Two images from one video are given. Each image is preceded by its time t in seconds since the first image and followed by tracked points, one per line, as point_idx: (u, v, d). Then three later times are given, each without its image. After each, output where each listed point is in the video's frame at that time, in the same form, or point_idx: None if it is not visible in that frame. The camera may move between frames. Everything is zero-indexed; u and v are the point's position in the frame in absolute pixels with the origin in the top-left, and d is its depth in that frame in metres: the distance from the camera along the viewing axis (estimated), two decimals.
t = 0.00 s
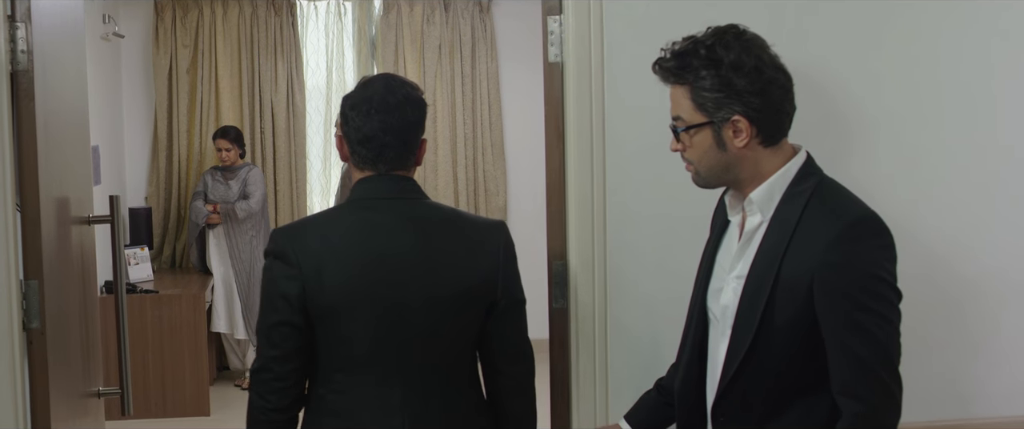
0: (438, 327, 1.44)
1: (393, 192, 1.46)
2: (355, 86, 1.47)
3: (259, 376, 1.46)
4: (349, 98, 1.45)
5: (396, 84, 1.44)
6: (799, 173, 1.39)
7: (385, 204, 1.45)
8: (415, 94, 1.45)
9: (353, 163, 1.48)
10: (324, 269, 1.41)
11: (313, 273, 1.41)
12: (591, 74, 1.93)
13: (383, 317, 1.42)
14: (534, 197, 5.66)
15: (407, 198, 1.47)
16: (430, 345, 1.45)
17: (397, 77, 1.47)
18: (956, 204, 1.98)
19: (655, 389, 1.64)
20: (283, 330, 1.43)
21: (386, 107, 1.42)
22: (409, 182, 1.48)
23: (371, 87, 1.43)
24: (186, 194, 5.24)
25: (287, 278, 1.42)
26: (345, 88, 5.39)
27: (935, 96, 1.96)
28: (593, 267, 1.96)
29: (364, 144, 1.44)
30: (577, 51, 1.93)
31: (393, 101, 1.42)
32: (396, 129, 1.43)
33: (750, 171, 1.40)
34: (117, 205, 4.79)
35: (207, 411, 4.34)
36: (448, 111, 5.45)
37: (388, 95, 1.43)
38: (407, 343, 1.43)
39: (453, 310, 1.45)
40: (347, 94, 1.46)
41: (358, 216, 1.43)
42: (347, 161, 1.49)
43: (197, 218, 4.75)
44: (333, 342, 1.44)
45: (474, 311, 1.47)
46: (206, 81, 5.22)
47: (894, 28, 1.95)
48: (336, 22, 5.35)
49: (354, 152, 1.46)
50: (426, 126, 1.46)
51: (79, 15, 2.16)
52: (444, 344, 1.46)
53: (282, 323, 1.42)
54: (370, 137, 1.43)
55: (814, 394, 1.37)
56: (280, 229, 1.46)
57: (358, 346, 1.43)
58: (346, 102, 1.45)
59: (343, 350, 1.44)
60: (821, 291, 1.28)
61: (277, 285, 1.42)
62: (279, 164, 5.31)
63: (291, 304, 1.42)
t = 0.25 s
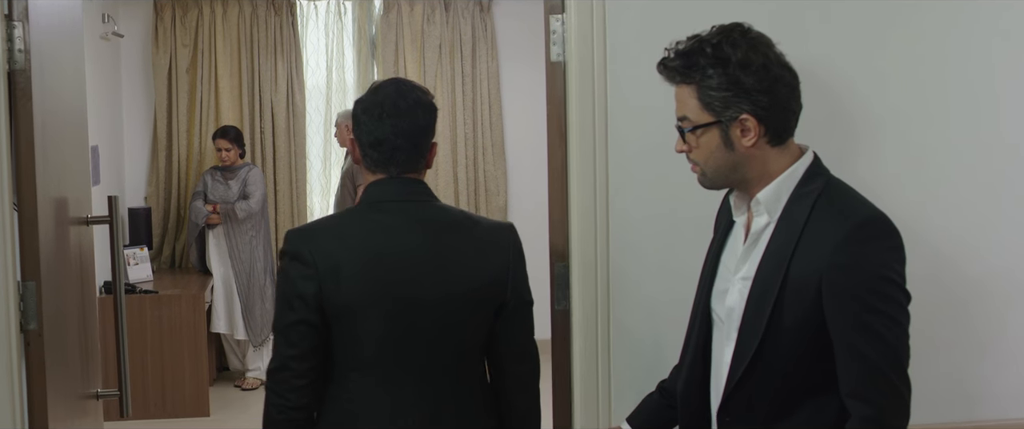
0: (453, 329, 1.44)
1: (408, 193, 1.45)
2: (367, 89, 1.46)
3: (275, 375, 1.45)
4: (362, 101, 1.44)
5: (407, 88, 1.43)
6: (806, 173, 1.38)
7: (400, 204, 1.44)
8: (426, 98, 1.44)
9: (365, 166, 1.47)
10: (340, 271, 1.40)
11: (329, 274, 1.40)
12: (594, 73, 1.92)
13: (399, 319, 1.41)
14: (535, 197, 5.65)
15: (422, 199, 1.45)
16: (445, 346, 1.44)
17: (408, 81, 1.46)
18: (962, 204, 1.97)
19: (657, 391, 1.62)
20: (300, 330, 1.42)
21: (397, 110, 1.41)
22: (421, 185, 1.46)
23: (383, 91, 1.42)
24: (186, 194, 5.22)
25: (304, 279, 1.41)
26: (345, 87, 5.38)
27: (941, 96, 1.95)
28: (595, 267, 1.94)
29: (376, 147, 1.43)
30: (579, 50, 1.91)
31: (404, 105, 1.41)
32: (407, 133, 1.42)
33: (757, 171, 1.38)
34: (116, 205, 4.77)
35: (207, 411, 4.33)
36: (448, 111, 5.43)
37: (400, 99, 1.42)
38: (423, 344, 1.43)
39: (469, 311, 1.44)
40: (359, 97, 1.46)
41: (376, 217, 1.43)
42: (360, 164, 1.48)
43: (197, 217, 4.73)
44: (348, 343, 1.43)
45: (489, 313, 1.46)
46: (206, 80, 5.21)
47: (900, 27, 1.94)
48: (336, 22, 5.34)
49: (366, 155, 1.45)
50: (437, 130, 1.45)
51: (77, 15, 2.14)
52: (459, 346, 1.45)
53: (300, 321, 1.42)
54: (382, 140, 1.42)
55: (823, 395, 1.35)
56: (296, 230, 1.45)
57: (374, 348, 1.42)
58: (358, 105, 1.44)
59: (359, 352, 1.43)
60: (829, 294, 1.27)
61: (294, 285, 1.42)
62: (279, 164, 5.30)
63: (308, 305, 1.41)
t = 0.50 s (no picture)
0: (472, 325, 1.46)
1: (425, 190, 1.48)
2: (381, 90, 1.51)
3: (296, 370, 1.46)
4: (376, 101, 1.49)
5: (420, 89, 1.48)
6: (812, 174, 1.37)
7: (419, 200, 1.47)
8: (438, 98, 1.49)
9: (379, 166, 1.51)
10: (363, 266, 1.42)
11: (351, 270, 1.42)
12: (597, 73, 1.90)
13: (421, 314, 1.44)
14: (534, 197, 5.64)
15: (438, 196, 1.49)
16: (463, 342, 1.47)
17: (421, 82, 1.51)
18: (967, 204, 1.95)
19: (660, 394, 1.60)
20: (322, 325, 1.44)
21: (411, 110, 1.46)
22: (433, 185, 1.50)
23: (397, 91, 1.47)
24: (185, 194, 5.20)
25: (326, 274, 1.43)
26: (345, 87, 5.37)
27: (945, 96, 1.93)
28: (598, 268, 1.93)
29: (390, 147, 1.47)
30: (582, 49, 1.90)
31: (418, 105, 1.46)
32: (421, 132, 1.47)
33: (763, 172, 1.37)
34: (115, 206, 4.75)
35: (206, 412, 4.31)
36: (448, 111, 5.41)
37: (415, 99, 1.47)
38: (444, 339, 1.46)
39: (488, 306, 1.47)
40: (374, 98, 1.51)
41: (397, 215, 1.46)
42: (374, 163, 1.52)
43: (196, 218, 4.71)
44: (369, 337, 1.46)
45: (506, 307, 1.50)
46: (205, 80, 5.19)
47: (904, 26, 1.92)
48: (335, 22, 5.33)
49: (380, 154, 1.49)
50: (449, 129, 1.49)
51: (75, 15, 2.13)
52: (476, 342, 1.48)
53: (322, 316, 1.43)
54: (396, 139, 1.47)
55: (830, 399, 1.34)
56: (314, 227, 1.47)
57: (396, 342, 1.45)
58: (372, 105, 1.49)
59: (380, 346, 1.46)
60: (838, 298, 1.25)
61: (315, 281, 1.43)
62: (278, 164, 5.28)
63: (330, 301, 1.43)
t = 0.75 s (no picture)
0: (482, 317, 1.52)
1: (435, 184, 1.55)
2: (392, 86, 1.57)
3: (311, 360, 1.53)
4: (388, 97, 1.55)
5: (431, 84, 1.54)
6: (816, 175, 1.36)
7: (430, 195, 1.54)
8: (448, 93, 1.55)
9: (391, 160, 1.57)
10: (375, 257, 1.49)
11: (364, 261, 1.49)
12: (598, 73, 1.89)
13: (431, 303, 1.50)
14: (533, 197, 5.63)
15: (449, 190, 1.56)
16: (472, 335, 1.52)
17: (431, 78, 1.57)
18: (971, 204, 1.93)
19: (663, 396, 1.59)
20: (337, 315, 1.50)
21: (422, 105, 1.52)
22: (445, 178, 1.56)
23: (408, 87, 1.53)
24: (184, 195, 5.18)
25: (340, 265, 1.50)
26: (343, 87, 5.36)
27: (949, 96, 1.91)
28: (599, 269, 1.92)
29: (403, 141, 1.53)
30: (583, 49, 1.89)
31: (429, 99, 1.53)
32: (433, 126, 1.53)
33: (766, 175, 1.36)
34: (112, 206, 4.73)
35: (204, 415, 4.29)
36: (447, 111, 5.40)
37: (427, 94, 1.53)
38: (454, 328, 1.51)
39: (496, 296, 1.52)
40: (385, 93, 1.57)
41: (411, 209, 1.52)
42: (386, 158, 1.58)
43: (194, 218, 4.69)
44: (382, 327, 1.52)
45: (515, 298, 1.55)
46: (203, 80, 5.17)
47: (907, 25, 1.91)
48: (334, 21, 5.32)
49: (393, 148, 1.55)
50: (459, 123, 1.56)
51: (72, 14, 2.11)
52: (486, 332, 1.53)
53: (337, 306, 1.50)
54: (408, 133, 1.52)
55: (835, 403, 1.32)
56: (329, 221, 1.54)
57: (407, 332, 1.50)
58: (384, 101, 1.55)
59: (392, 336, 1.52)
60: (842, 301, 1.24)
61: (331, 272, 1.50)
62: (276, 164, 5.26)
63: (344, 291, 1.50)
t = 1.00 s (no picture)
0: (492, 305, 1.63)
1: (443, 182, 1.65)
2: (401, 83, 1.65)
3: (326, 354, 1.60)
4: (397, 94, 1.63)
5: (439, 83, 1.63)
6: (820, 176, 1.34)
7: (439, 192, 1.64)
8: (456, 90, 1.64)
9: (400, 154, 1.67)
10: (391, 253, 1.59)
11: (380, 257, 1.59)
12: (600, 72, 1.88)
13: (445, 295, 1.60)
14: (532, 197, 5.61)
15: (456, 188, 1.66)
16: (483, 322, 1.63)
17: (438, 75, 1.65)
18: (977, 205, 1.89)
19: (665, 399, 1.58)
20: (353, 309, 1.58)
21: (431, 103, 1.61)
22: (452, 172, 1.66)
23: (418, 85, 1.62)
24: (181, 195, 5.16)
25: (356, 262, 1.59)
26: (342, 87, 5.37)
27: (955, 96, 1.89)
28: (601, 271, 1.90)
29: (412, 137, 1.63)
30: (585, 48, 1.88)
31: (438, 98, 1.61)
32: (442, 123, 1.62)
33: (770, 178, 1.34)
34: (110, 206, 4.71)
35: (202, 416, 4.27)
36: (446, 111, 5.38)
37: (434, 91, 1.61)
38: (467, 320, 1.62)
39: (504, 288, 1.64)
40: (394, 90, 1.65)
41: (421, 206, 1.62)
42: (396, 153, 1.68)
43: (192, 219, 4.67)
44: (395, 318, 1.61)
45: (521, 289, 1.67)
46: (201, 80, 5.15)
47: (911, 24, 1.89)
48: (332, 21, 5.31)
49: (402, 144, 1.64)
50: (466, 120, 1.65)
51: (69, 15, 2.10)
52: (495, 322, 1.64)
53: (353, 301, 1.58)
54: (418, 130, 1.61)
55: (841, 407, 1.30)
56: (340, 220, 1.62)
57: (422, 323, 1.60)
58: (393, 98, 1.63)
59: (407, 327, 1.61)
60: (846, 304, 1.22)
61: (347, 268, 1.58)
62: (275, 165, 5.24)
63: (360, 286, 1.58)
